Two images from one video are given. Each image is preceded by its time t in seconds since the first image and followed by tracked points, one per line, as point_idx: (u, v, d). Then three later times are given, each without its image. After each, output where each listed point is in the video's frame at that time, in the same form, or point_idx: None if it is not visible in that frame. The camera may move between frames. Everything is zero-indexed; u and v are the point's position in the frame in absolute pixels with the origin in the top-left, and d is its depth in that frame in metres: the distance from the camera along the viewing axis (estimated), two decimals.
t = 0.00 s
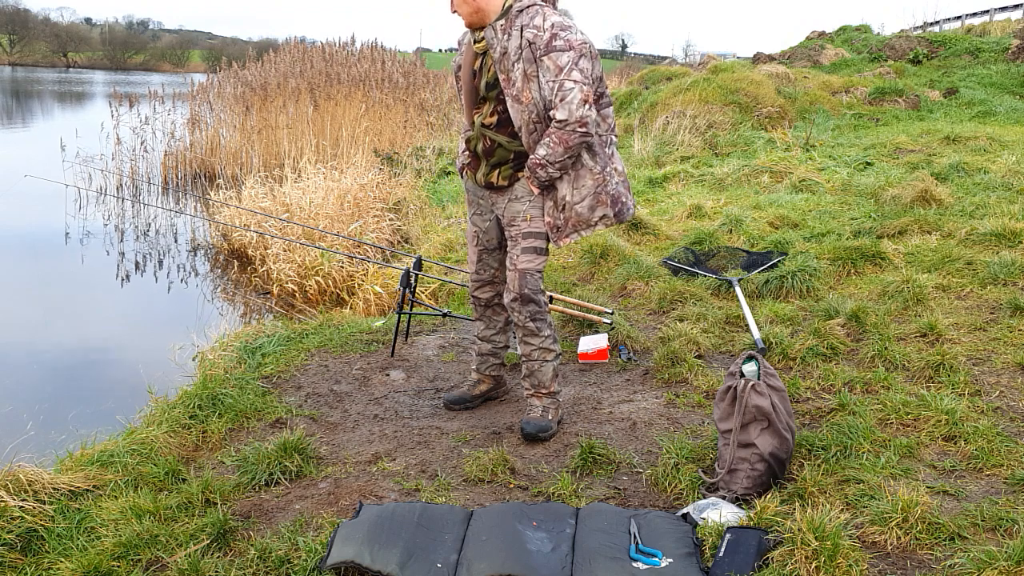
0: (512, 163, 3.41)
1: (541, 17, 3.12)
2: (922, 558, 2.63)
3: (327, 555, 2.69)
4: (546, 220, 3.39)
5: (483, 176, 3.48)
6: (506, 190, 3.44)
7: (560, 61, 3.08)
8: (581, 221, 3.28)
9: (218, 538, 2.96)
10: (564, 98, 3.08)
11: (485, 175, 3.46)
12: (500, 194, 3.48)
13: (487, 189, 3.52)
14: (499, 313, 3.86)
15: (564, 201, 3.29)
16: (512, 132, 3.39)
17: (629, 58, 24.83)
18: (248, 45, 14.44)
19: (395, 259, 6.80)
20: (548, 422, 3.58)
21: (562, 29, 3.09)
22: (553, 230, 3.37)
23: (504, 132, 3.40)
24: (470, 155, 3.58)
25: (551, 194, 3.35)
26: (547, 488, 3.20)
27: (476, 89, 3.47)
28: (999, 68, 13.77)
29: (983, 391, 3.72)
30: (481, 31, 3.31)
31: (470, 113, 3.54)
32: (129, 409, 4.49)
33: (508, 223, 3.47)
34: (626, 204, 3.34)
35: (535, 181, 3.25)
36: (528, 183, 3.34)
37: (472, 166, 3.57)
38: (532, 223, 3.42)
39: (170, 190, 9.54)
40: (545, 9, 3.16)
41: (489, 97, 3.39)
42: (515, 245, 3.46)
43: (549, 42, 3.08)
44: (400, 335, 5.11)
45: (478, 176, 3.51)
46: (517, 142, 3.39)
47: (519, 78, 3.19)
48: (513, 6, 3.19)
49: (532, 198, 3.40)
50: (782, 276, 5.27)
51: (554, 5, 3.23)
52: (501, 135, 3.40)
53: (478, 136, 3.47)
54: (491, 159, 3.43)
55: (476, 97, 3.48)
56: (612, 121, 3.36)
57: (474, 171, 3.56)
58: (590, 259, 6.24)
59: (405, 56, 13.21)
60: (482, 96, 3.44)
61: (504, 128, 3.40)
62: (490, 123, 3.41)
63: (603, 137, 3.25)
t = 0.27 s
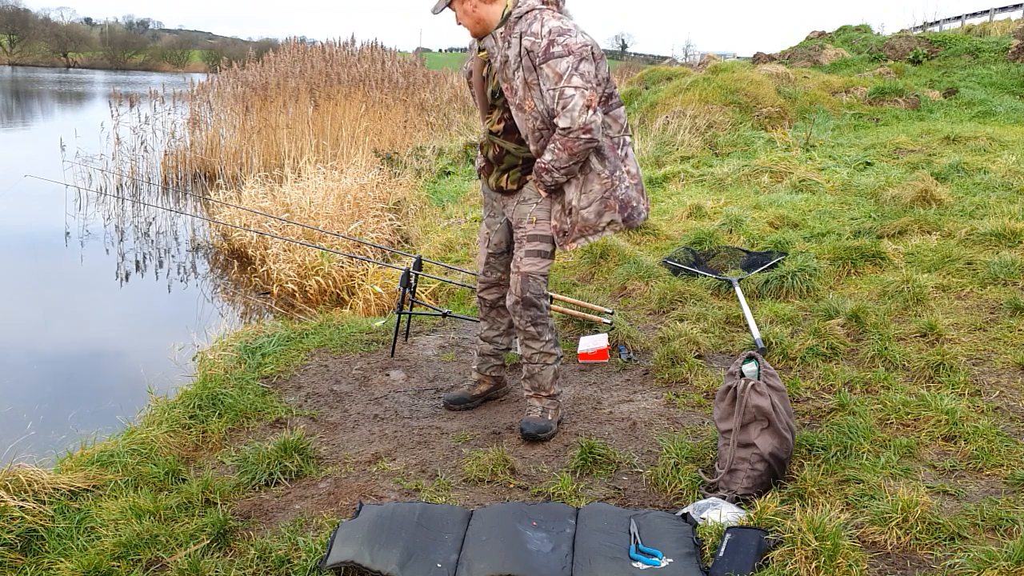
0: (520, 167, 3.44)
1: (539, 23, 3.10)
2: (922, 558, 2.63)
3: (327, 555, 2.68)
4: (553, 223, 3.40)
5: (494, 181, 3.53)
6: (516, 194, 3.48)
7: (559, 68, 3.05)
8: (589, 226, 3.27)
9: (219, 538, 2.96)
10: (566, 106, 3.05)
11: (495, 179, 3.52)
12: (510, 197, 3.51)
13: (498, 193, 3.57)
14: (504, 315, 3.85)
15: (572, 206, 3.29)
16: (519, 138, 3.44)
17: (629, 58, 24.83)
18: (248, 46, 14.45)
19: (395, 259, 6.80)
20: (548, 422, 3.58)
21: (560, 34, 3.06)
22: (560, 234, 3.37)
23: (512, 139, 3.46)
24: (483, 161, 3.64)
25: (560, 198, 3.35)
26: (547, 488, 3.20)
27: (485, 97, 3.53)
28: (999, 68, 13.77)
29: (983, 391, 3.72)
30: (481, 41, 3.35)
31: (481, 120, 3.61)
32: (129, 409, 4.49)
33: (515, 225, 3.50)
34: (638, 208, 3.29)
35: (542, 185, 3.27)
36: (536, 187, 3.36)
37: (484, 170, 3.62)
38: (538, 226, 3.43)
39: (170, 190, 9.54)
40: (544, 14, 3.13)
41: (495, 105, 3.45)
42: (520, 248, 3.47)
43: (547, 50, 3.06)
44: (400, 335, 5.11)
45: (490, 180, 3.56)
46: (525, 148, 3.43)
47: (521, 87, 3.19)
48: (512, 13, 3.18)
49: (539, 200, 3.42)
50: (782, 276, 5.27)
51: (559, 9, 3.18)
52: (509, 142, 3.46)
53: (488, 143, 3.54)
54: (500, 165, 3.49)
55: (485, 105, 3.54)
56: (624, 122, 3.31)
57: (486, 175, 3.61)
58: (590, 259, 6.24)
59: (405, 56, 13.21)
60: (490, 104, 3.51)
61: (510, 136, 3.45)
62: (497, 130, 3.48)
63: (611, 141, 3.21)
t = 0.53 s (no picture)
0: (522, 170, 3.45)
1: (539, 28, 3.09)
2: (922, 558, 2.63)
3: (327, 555, 2.69)
4: (552, 226, 3.40)
5: (497, 183, 3.55)
6: (518, 196, 3.49)
7: (559, 74, 3.04)
8: (588, 232, 3.27)
9: (219, 538, 2.96)
10: (565, 112, 3.05)
11: (498, 182, 3.53)
12: (513, 200, 3.53)
13: (501, 195, 3.58)
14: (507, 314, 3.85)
15: (572, 210, 3.29)
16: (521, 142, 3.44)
17: (629, 58, 24.84)
18: (249, 45, 14.45)
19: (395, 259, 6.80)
20: (548, 422, 3.59)
21: (560, 39, 3.05)
22: (559, 238, 3.38)
23: (513, 142, 3.46)
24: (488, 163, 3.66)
25: (560, 202, 3.35)
26: (547, 488, 3.20)
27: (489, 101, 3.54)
28: (999, 68, 13.76)
29: (983, 391, 3.72)
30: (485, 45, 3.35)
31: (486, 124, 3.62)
32: (130, 409, 4.49)
33: (516, 227, 3.51)
34: (639, 215, 3.29)
35: (542, 189, 3.28)
36: (537, 190, 3.36)
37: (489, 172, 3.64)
38: (538, 228, 3.43)
39: (170, 190, 9.54)
40: (545, 19, 3.12)
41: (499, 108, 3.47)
42: (519, 250, 3.47)
43: (547, 55, 3.05)
44: (400, 335, 5.11)
45: (493, 183, 3.58)
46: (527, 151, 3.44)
47: (521, 91, 3.19)
48: (514, 17, 3.18)
49: (540, 203, 3.42)
50: (782, 276, 5.27)
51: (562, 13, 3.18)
52: (511, 145, 3.47)
53: (489, 147, 3.56)
54: (503, 169, 3.50)
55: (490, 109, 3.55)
56: (626, 128, 3.30)
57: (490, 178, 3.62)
58: (590, 259, 6.24)
59: (405, 55, 13.20)
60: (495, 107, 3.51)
61: (513, 139, 3.46)
62: (501, 134, 3.48)
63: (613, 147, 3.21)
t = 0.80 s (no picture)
0: (521, 169, 3.45)
1: (544, 28, 3.09)
2: (922, 558, 2.63)
3: (327, 555, 2.69)
4: (552, 226, 3.39)
5: (496, 182, 3.54)
6: (517, 195, 3.48)
7: (562, 74, 3.04)
8: (587, 232, 3.27)
9: (219, 538, 2.96)
10: (567, 112, 3.05)
11: (497, 180, 3.52)
12: (512, 199, 3.52)
13: (500, 194, 3.57)
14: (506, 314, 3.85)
15: (571, 210, 3.29)
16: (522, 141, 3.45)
17: (629, 58, 24.84)
18: (249, 46, 14.46)
19: (395, 259, 6.81)
20: (548, 422, 3.59)
21: (564, 39, 3.05)
22: (558, 237, 3.37)
23: (514, 141, 3.46)
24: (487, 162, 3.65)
25: (560, 201, 3.35)
26: (547, 488, 3.20)
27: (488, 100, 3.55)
28: (999, 68, 13.76)
29: (983, 391, 3.72)
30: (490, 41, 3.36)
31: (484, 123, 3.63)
32: (129, 409, 4.49)
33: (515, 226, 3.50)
34: (637, 217, 3.29)
35: (542, 188, 3.27)
36: (537, 189, 3.35)
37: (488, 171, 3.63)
38: (537, 227, 3.43)
39: (170, 190, 9.54)
40: (550, 18, 3.12)
41: (500, 107, 3.47)
42: (518, 249, 3.46)
43: (550, 55, 3.05)
44: (400, 335, 5.11)
45: (492, 182, 3.57)
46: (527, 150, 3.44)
47: (523, 90, 3.19)
48: (518, 16, 3.18)
49: (540, 202, 3.42)
50: (782, 276, 5.27)
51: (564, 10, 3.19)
52: (511, 144, 3.47)
53: (489, 146, 3.56)
54: (502, 167, 3.50)
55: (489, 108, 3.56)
56: (627, 129, 3.30)
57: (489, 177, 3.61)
58: (590, 259, 6.24)
59: (405, 55, 13.20)
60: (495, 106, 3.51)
61: (513, 138, 3.46)
62: (501, 132, 3.48)
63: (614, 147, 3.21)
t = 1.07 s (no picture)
0: (517, 163, 3.42)
1: (555, 20, 3.12)
2: (922, 558, 2.63)
3: (327, 555, 2.69)
4: (547, 222, 3.39)
5: (489, 176, 3.50)
6: (511, 189, 3.45)
7: (572, 66, 3.08)
8: (582, 227, 3.28)
9: (219, 538, 2.96)
10: (575, 104, 3.08)
11: (491, 175, 3.48)
12: (506, 194, 3.49)
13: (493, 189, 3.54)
14: (501, 313, 3.86)
15: (567, 205, 3.29)
16: (519, 134, 3.41)
17: (629, 59, 24.85)
18: (249, 45, 14.45)
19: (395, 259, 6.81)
20: (548, 422, 3.59)
21: (576, 33, 3.09)
22: (553, 233, 3.37)
23: (512, 133, 3.42)
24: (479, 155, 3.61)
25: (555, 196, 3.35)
26: (547, 488, 3.20)
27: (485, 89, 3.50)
28: (999, 68, 13.76)
29: (983, 391, 3.72)
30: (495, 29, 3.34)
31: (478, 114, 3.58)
32: (130, 409, 4.49)
33: (510, 222, 3.48)
34: (629, 215, 3.33)
35: (539, 182, 3.26)
36: (532, 183, 3.34)
37: (480, 166, 3.59)
38: (533, 223, 3.41)
39: (170, 190, 9.54)
40: (560, 11, 3.16)
41: (499, 97, 3.42)
42: (515, 246, 3.45)
43: (562, 47, 3.09)
44: (400, 335, 5.11)
45: (484, 176, 3.53)
46: (523, 143, 3.41)
47: (529, 80, 3.20)
48: (528, 6, 3.19)
49: (535, 198, 3.40)
50: (782, 276, 5.27)
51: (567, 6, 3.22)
52: (508, 136, 3.43)
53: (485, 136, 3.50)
54: (497, 160, 3.46)
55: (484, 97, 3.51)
56: (622, 129, 3.36)
57: (481, 171, 3.58)
58: (590, 259, 6.24)
59: (405, 56, 13.21)
60: (492, 96, 3.47)
61: (511, 130, 3.42)
62: (498, 124, 3.43)
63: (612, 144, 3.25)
